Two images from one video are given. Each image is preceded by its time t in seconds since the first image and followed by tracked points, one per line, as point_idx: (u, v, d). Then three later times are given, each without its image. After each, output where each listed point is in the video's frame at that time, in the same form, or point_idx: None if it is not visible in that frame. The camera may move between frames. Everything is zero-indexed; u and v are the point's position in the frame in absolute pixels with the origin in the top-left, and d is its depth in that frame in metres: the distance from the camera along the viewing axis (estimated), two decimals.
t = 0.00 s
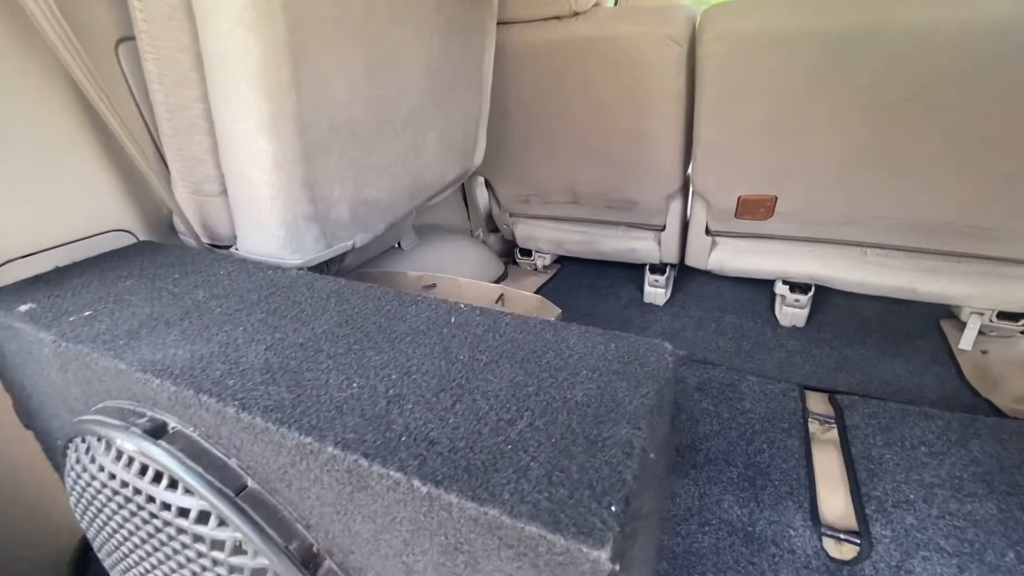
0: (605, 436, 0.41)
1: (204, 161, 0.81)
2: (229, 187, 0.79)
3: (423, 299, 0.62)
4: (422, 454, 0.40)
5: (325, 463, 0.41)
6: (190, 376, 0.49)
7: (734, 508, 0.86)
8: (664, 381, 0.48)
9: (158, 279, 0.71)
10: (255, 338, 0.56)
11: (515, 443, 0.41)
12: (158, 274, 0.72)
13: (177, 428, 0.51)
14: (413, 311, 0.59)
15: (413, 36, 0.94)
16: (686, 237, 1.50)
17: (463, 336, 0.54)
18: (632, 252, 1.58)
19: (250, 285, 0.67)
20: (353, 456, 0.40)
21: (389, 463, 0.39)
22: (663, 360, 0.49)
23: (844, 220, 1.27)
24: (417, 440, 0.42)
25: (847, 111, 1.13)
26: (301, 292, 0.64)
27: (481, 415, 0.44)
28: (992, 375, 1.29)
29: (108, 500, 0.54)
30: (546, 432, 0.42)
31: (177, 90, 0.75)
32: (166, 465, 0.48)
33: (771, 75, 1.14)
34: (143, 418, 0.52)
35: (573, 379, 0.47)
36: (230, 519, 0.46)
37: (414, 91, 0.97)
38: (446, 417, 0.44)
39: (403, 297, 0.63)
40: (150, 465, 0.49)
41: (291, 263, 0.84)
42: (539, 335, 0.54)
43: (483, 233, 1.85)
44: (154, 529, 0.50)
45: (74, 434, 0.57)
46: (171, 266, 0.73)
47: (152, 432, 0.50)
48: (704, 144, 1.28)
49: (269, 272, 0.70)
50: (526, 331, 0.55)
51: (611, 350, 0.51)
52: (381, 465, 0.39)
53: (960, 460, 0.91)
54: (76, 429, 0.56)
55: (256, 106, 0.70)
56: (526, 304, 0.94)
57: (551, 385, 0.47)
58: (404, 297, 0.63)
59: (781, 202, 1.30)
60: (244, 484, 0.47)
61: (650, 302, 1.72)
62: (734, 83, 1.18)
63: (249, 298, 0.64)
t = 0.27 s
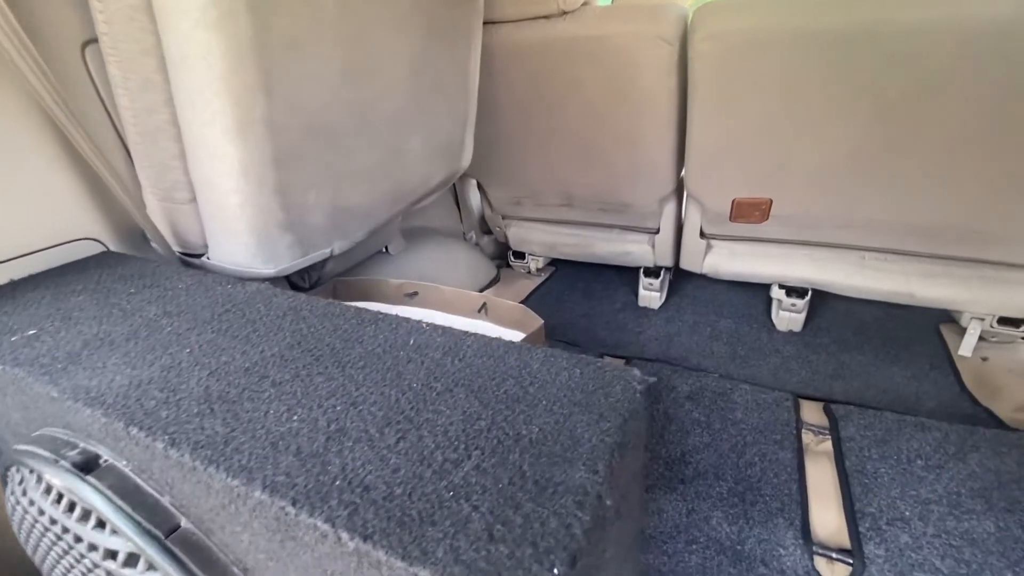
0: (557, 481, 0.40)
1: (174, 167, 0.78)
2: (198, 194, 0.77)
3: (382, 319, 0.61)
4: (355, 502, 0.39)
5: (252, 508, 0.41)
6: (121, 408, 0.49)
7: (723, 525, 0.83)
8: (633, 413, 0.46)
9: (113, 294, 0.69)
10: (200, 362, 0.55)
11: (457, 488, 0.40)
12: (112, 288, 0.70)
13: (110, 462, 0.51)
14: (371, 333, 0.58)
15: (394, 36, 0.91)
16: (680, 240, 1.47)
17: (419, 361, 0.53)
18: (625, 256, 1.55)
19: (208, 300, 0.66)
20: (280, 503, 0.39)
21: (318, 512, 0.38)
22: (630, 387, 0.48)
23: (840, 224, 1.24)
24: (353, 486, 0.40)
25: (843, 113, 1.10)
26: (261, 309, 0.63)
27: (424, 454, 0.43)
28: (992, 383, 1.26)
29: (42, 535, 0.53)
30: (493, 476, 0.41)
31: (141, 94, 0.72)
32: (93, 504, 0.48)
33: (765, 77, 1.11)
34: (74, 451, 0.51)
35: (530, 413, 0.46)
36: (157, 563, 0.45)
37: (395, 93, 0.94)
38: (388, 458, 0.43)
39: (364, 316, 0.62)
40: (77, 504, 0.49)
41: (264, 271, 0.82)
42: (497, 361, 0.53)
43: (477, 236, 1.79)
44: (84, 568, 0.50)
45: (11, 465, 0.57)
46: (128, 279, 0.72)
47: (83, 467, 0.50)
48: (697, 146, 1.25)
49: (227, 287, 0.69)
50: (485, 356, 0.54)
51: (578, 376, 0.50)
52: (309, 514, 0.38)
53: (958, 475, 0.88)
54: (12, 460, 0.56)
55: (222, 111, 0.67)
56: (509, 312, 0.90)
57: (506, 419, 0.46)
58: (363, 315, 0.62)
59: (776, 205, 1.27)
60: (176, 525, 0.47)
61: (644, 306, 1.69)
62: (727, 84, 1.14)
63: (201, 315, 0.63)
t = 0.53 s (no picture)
0: (505, 526, 0.38)
1: (143, 172, 0.75)
2: (167, 200, 0.74)
3: (343, 336, 0.60)
4: (282, 549, 0.37)
5: (175, 551, 0.40)
6: (50, 438, 0.48)
7: (712, 540, 0.81)
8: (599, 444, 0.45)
9: (66, 305, 0.68)
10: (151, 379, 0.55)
11: (395, 531, 0.39)
12: (66, 299, 0.69)
13: (38, 494, 0.54)
14: (329, 352, 0.57)
15: (375, 36, 0.88)
16: (675, 243, 1.44)
17: (375, 384, 0.52)
18: (619, 259, 1.52)
19: (162, 313, 0.65)
20: (201, 549, 0.38)
21: (241, 560, 0.37)
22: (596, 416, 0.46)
23: (837, 227, 1.21)
24: (283, 530, 0.39)
25: (840, 113, 1.07)
26: (221, 324, 0.62)
27: (365, 490, 0.42)
28: (992, 390, 1.23)
29: None
30: (437, 517, 0.39)
31: (106, 96, 0.70)
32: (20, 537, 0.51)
33: (758, 77, 1.08)
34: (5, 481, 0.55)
35: (488, 445, 0.44)
36: None
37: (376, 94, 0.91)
38: (327, 496, 0.41)
39: (325, 332, 0.61)
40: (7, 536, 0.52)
41: (238, 278, 0.79)
42: (456, 384, 0.51)
43: (470, 238, 1.74)
44: None
45: None
46: (84, 289, 0.70)
47: (13, 499, 0.54)
48: (690, 148, 1.22)
49: (185, 299, 0.68)
50: (445, 379, 0.52)
51: (544, 401, 0.48)
52: (232, 561, 0.37)
53: (956, 488, 0.85)
54: None
55: (189, 115, 0.65)
56: (490, 319, 0.87)
57: (459, 449, 0.45)
58: (323, 331, 0.61)
59: (771, 207, 1.24)
60: (103, 563, 0.50)
61: (638, 310, 1.66)
62: (721, 84, 1.11)
63: (154, 331, 0.62)
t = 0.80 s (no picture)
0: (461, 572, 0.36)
1: (118, 176, 0.73)
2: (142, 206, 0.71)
3: (308, 352, 0.57)
4: None
5: None
6: None
7: (705, 556, 0.79)
8: (573, 475, 0.42)
9: (27, 319, 0.65)
10: (104, 401, 0.53)
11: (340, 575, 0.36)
12: (28, 312, 0.66)
13: None
14: (292, 371, 0.55)
15: (358, 35, 0.85)
16: (671, 246, 1.42)
17: (336, 408, 0.50)
18: (615, 262, 1.49)
19: (124, 325, 0.63)
20: None
21: None
22: (570, 444, 0.43)
23: (835, 230, 1.19)
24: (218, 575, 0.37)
25: (838, 114, 1.04)
26: (185, 339, 0.60)
27: (311, 529, 0.40)
28: (993, 396, 1.21)
29: None
30: (387, 561, 0.37)
31: (77, 98, 0.67)
32: None
33: (755, 78, 1.06)
34: None
35: (452, 478, 0.42)
36: None
37: (361, 94, 0.89)
38: (271, 536, 0.39)
39: (290, 349, 0.58)
40: None
41: (217, 286, 0.77)
42: (422, 407, 0.49)
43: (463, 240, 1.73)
44: None
45: None
46: (46, 300, 0.68)
47: None
48: (685, 150, 1.19)
49: (150, 311, 0.65)
50: (411, 402, 0.50)
51: (516, 427, 0.45)
52: None
53: (957, 500, 0.83)
54: None
55: (161, 118, 0.62)
56: (477, 327, 0.84)
57: (419, 483, 0.42)
58: (291, 346, 0.58)
59: (768, 210, 1.22)
60: None
61: (634, 313, 1.64)
62: (717, 85, 1.09)
63: (113, 347, 0.60)
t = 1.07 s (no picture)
0: None
1: (97, 185, 0.71)
2: (122, 215, 0.70)
3: (280, 375, 0.56)
4: None
5: None
6: None
7: (699, 572, 0.78)
8: (546, 514, 0.42)
9: None
10: (65, 428, 0.52)
11: None
12: None
13: None
14: (261, 395, 0.54)
15: (345, 39, 0.84)
16: (667, 251, 1.41)
17: (304, 437, 0.49)
18: (611, 266, 1.48)
19: (93, 343, 0.62)
20: None
21: None
22: (546, 481, 0.44)
23: (832, 235, 1.17)
24: None
25: (835, 119, 1.03)
26: (155, 358, 0.59)
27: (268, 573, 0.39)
28: (992, 404, 1.19)
29: None
30: None
31: (54, 106, 0.65)
32: None
33: (748, 83, 1.04)
34: None
35: (417, 517, 0.42)
36: None
37: (348, 100, 0.87)
38: None
39: (262, 369, 0.57)
40: None
41: (199, 297, 0.75)
42: (392, 437, 0.48)
43: (459, 245, 1.70)
44: None
45: None
46: (14, 315, 0.67)
47: None
48: (680, 154, 1.18)
49: (122, 328, 0.64)
50: (382, 430, 0.49)
51: (490, 461, 0.45)
52: None
53: (955, 514, 0.81)
54: None
55: (137, 127, 0.61)
56: (467, 338, 0.80)
57: (384, 523, 0.42)
58: (262, 367, 0.57)
59: (765, 215, 1.20)
60: None
61: (630, 318, 1.62)
62: (711, 89, 1.07)
63: (79, 367, 0.59)
